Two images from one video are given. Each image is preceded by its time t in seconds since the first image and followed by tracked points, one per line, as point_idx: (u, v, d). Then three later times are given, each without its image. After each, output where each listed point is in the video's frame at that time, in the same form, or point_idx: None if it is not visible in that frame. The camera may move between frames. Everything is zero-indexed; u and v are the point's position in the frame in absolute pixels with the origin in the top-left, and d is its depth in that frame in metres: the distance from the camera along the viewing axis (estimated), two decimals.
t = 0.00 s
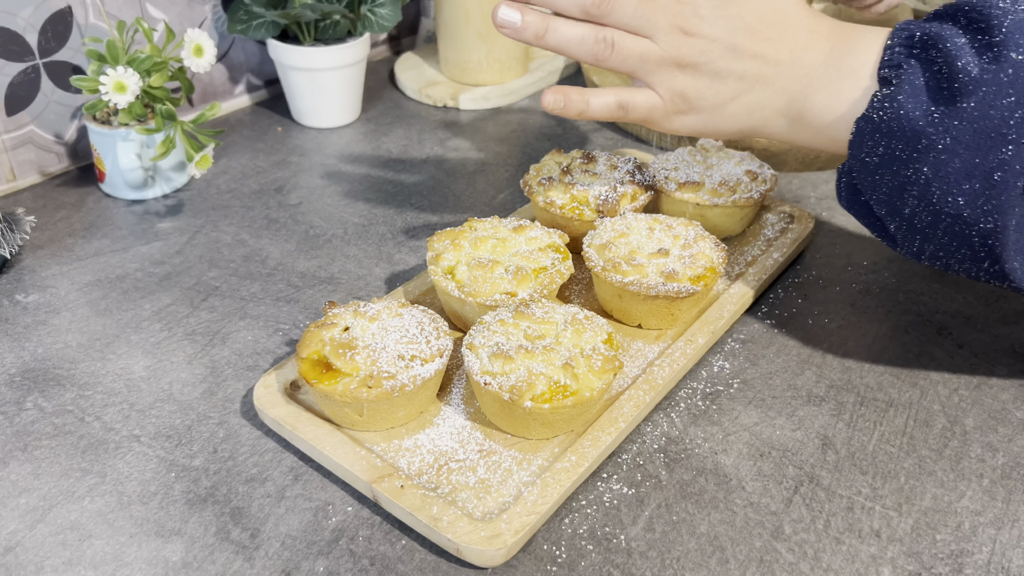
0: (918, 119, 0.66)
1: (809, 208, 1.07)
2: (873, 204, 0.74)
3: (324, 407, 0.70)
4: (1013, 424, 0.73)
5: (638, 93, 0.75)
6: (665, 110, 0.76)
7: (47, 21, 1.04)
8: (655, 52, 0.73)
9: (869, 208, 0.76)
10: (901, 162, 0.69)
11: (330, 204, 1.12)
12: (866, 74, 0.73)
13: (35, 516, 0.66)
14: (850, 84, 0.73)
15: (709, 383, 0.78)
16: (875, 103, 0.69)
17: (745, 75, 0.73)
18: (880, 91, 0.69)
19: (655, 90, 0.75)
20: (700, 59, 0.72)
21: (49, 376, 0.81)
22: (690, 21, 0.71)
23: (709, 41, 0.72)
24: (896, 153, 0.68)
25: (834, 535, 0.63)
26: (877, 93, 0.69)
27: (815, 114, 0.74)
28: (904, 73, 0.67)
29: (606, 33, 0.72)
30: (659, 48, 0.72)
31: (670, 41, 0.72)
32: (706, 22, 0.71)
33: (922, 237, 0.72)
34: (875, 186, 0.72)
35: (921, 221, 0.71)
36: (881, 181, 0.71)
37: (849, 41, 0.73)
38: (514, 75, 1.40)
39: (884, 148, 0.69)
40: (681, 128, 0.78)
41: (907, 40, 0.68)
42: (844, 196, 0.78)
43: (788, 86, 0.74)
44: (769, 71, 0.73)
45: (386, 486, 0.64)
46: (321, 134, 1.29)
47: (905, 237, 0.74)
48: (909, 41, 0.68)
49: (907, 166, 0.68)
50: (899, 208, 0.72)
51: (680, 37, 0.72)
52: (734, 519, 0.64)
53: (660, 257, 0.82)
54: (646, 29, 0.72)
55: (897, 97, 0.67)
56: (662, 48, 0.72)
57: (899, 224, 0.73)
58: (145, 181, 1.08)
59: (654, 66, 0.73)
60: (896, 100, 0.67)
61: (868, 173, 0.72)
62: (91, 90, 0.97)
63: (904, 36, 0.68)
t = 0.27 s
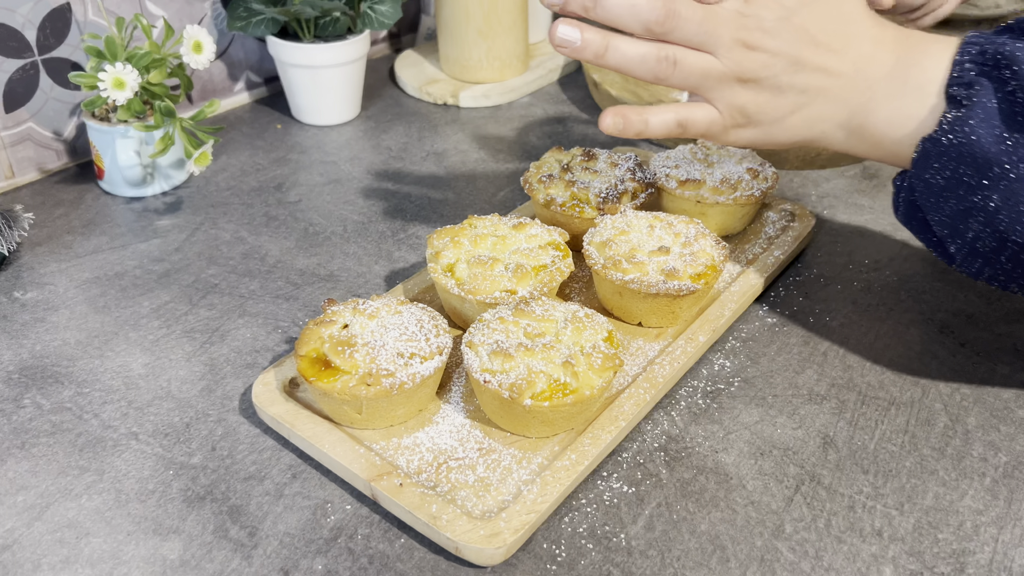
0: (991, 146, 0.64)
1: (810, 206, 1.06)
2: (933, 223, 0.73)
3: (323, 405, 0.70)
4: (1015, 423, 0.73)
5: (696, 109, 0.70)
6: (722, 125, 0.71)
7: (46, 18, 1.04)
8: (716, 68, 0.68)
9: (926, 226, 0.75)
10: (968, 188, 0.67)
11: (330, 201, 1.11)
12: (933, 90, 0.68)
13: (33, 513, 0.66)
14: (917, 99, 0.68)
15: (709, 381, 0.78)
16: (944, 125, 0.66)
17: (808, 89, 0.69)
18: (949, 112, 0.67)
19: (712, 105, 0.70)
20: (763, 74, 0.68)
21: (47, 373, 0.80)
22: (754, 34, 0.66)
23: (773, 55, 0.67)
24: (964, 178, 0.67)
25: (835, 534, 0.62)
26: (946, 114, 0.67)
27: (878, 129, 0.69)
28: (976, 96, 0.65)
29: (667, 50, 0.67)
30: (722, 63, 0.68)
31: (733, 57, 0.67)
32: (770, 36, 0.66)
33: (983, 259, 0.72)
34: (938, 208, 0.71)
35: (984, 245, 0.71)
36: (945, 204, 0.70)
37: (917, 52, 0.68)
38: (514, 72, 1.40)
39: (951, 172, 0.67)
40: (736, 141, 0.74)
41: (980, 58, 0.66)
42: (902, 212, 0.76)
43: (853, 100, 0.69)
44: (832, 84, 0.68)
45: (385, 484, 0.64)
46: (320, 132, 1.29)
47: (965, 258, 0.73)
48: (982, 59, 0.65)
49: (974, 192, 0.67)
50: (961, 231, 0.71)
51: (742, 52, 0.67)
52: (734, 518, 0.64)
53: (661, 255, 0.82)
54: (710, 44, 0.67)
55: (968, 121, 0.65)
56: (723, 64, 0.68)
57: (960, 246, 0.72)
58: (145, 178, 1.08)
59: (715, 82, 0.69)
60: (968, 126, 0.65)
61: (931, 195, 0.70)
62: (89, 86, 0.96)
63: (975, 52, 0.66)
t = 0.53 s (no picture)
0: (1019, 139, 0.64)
1: (809, 204, 1.06)
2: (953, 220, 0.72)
3: (321, 403, 0.70)
4: (1014, 422, 0.73)
5: (715, 101, 0.70)
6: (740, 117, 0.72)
7: (45, 15, 1.04)
8: (736, 59, 0.68)
9: (946, 223, 0.74)
10: (993, 183, 0.67)
11: (329, 200, 1.11)
12: (957, 82, 0.69)
13: (31, 511, 0.66)
14: (942, 92, 0.70)
15: (708, 379, 0.78)
16: (971, 118, 0.66)
17: (829, 79, 0.69)
18: (978, 104, 0.67)
19: (731, 96, 0.71)
20: (785, 65, 0.68)
21: (45, 371, 0.80)
22: (777, 25, 0.66)
23: (795, 45, 0.67)
24: (990, 173, 0.66)
25: (833, 533, 0.62)
26: (974, 107, 0.67)
27: (899, 121, 0.71)
28: (1003, 87, 0.65)
29: (688, 40, 0.67)
30: (742, 54, 0.67)
31: (754, 48, 0.67)
32: (793, 26, 0.66)
33: (1004, 258, 0.71)
34: (960, 203, 0.70)
35: (1006, 244, 0.69)
36: (968, 200, 0.69)
37: (941, 43, 0.69)
38: (514, 71, 1.39)
39: (976, 166, 0.67)
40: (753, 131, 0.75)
41: (1009, 50, 0.66)
42: (920, 207, 0.75)
43: (873, 90, 0.70)
44: (855, 76, 0.69)
45: (383, 482, 0.64)
46: (319, 130, 1.28)
47: (985, 257, 0.72)
48: (1011, 51, 0.66)
49: (999, 188, 0.66)
50: (982, 228, 0.70)
51: (764, 42, 0.66)
52: (732, 516, 0.64)
53: (659, 253, 0.82)
54: (731, 35, 0.66)
55: (997, 115, 0.65)
56: (744, 54, 0.67)
57: (980, 244, 0.71)
58: (143, 176, 1.08)
59: (735, 73, 0.69)
60: (996, 118, 0.65)
61: (953, 189, 0.70)
62: (88, 84, 0.96)
63: (1003, 43, 0.66)
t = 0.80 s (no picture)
0: None
1: (807, 203, 1.06)
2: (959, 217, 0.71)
3: (317, 401, 0.70)
4: (1010, 421, 0.73)
5: (714, 81, 0.70)
6: (741, 100, 0.71)
7: (43, 14, 1.04)
8: (739, 37, 0.67)
9: (949, 219, 0.73)
10: (1003, 177, 0.66)
11: (326, 198, 1.11)
12: (968, 73, 0.69)
13: (26, 509, 0.66)
14: (950, 82, 0.69)
15: (705, 378, 0.77)
16: (983, 108, 0.65)
17: (833, 64, 0.69)
18: (989, 95, 0.65)
19: (733, 77, 0.70)
20: (788, 47, 0.67)
21: (42, 369, 0.80)
22: (781, 5, 0.66)
23: (801, 27, 0.67)
24: (999, 167, 0.65)
25: (828, 531, 0.62)
26: (986, 97, 0.65)
27: (906, 112, 0.71)
28: (1017, 79, 0.64)
29: (689, 17, 0.67)
30: (745, 34, 0.67)
31: (757, 27, 0.67)
32: (799, 6, 0.66)
33: (1010, 256, 0.71)
34: (966, 199, 0.69)
35: (1014, 241, 0.69)
36: (975, 196, 0.68)
37: (951, 31, 0.69)
38: (512, 70, 1.39)
39: (985, 160, 0.66)
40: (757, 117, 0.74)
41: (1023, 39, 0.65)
42: (924, 203, 0.74)
43: (878, 78, 0.70)
44: (861, 61, 0.69)
45: (379, 480, 0.64)
46: (317, 129, 1.28)
47: (989, 255, 0.72)
48: None
49: (1008, 183, 0.66)
50: (989, 226, 0.69)
51: (768, 21, 0.66)
52: (728, 514, 0.64)
53: (656, 251, 0.82)
54: (734, 13, 0.66)
55: (1010, 106, 0.64)
56: (747, 34, 0.67)
57: (986, 242, 0.71)
58: (141, 175, 1.08)
59: (737, 53, 0.68)
60: (1009, 109, 0.64)
61: (961, 183, 0.69)
62: (85, 82, 0.96)
63: (1016, 34, 0.65)
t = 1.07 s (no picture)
0: None
1: (806, 202, 1.06)
2: None
3: (314, 399, 0.70)
4: (1008, 418, 0.73)
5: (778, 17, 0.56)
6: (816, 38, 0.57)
7: (40, 12, 1.03)
8: None
9: None
10: None
11: (324, 197, 1.11)
12: None
13: (23, 507, 0.66)
14: None
15: (702, 376, 0.77)
16: None
17: None
18: None
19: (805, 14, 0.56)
20: None
21: (39, 367, 0.80)
22: None
23: None
24: None
25: (826, 529, 0.62)
26: None
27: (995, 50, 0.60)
28: None
29: None
30: None
31: None
32: None
33: None
34: None
35: None
36: None
37: None
38: (511, 68, 1.39)
39: None
40: (829, 79, 0.60)
41: None
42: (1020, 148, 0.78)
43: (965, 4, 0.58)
44: None
45: (375, 478, 0.64)
46: (316, 127, 1.28)
47: None
48: None
49: None
50: None
51: None
52: (726, 512, 0.64)
53: (654, 249, 0.81)
54: None
55: None
56: None
57: None
58: (139, 173, 1.08)
59: None
60: None
61: None
62: (82, 80, 0.96)
63: None
